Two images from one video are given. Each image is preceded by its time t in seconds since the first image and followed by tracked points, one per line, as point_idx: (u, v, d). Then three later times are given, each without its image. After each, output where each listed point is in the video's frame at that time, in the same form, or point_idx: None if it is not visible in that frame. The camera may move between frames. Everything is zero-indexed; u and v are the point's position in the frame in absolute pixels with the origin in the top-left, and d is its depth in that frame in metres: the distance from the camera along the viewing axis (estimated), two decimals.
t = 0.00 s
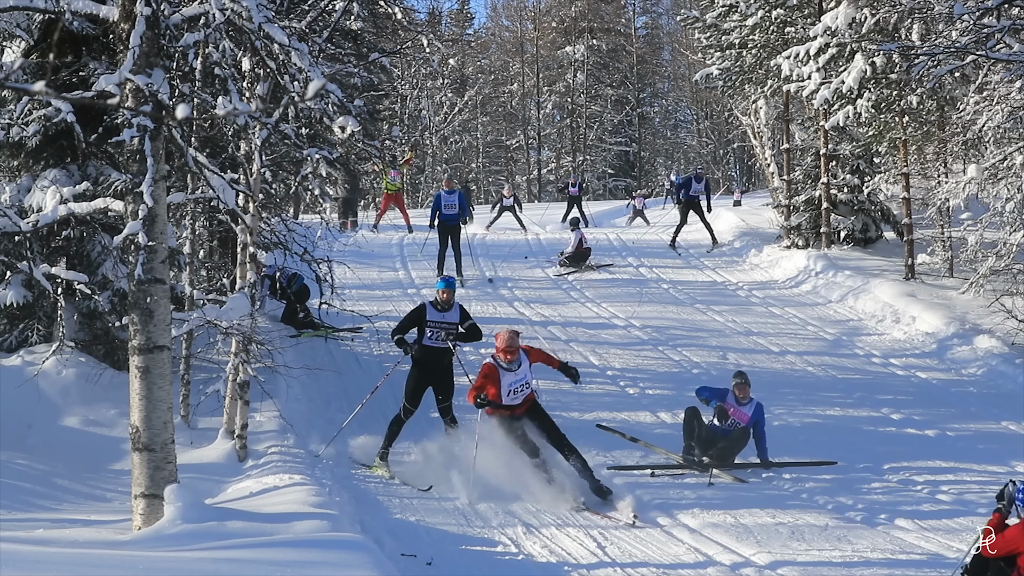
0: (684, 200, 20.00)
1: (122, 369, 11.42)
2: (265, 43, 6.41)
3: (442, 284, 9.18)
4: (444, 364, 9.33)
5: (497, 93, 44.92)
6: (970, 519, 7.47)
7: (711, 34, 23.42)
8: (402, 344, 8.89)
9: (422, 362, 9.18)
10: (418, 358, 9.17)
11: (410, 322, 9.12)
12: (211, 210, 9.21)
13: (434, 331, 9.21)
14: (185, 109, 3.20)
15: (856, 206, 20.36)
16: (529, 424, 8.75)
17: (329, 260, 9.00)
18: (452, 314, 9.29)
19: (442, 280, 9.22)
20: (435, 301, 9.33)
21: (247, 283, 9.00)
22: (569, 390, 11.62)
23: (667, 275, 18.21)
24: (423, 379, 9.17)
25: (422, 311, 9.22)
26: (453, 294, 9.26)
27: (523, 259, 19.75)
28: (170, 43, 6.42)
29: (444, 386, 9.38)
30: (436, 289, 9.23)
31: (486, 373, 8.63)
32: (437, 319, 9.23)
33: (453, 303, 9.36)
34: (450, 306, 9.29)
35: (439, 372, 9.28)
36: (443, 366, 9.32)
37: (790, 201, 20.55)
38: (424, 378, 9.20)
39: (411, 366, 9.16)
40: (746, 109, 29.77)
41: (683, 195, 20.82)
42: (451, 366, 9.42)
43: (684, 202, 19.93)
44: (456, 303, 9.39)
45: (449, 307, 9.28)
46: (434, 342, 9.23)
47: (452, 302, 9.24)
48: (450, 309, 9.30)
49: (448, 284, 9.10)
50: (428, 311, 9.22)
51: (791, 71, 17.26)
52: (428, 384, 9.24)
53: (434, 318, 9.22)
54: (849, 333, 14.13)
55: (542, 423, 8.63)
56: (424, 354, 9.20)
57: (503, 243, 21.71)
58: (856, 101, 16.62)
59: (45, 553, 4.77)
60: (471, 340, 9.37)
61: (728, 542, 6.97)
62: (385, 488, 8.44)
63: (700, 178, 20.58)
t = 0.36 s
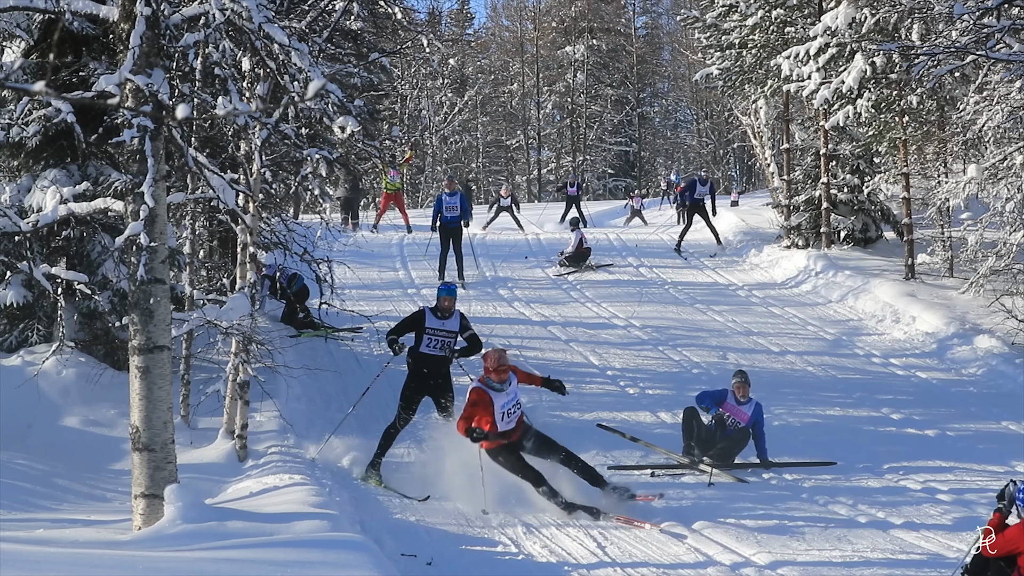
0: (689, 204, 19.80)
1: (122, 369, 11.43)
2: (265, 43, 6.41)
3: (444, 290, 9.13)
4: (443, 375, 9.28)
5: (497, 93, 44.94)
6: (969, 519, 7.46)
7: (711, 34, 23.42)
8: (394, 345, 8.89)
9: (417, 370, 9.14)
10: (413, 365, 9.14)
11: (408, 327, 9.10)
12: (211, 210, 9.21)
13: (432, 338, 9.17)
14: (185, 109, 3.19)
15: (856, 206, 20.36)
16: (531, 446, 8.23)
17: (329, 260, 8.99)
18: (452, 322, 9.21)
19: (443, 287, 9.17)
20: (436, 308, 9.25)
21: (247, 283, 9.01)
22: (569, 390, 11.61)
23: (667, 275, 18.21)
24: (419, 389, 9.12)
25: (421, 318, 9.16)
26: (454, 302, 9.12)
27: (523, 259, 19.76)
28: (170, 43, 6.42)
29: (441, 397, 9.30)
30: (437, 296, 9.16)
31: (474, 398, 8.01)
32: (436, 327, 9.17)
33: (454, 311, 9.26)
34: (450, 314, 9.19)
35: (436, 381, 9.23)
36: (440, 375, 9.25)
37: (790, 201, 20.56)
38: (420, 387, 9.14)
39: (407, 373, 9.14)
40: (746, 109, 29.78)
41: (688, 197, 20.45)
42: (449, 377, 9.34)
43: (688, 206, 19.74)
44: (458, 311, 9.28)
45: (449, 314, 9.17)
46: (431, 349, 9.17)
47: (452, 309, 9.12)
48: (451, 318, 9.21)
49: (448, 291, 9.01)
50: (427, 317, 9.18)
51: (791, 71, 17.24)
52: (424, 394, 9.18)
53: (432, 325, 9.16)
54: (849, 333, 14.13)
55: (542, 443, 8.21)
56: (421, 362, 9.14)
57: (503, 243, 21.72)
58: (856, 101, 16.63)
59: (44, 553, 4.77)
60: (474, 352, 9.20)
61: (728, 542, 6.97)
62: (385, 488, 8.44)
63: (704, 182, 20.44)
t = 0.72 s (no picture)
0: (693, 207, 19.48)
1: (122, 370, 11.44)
2: (265, 44, 6.40)
3: (445, 297, 8.95)
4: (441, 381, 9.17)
5: (497, 93, 44.94)
6: (970, 519, 7.46)
7: (711, 35, 23.42)
8: (388, 347, 8.81)
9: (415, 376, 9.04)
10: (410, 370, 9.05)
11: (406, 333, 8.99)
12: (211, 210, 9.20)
13: (431, 347, 9.03)
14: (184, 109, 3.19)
15: (856, 206, 20.36)
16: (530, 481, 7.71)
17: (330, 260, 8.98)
18: (451, 331, 9.06)
19: (445, 294, 8.97)
20: (436, 315, 9.07)
21: (247, 283, 9.01)
22: (569, 391, 11.60)
23: (667, 276, 18.21)
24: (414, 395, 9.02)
25: (421, 325, 9.01)
26: (455, 310, 8.94)
27: (523, 260, 19.76)
28: (170, 44, 6.42)
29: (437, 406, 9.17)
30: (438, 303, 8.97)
31: (465, 441, 7.43)
32: (435, 336, 9.02)
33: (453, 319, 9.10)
34: (450, 322, 9.03)
35: (434, 389, 9.11)
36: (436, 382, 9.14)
37: (789, 201, 20.56)
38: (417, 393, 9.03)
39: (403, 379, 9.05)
40: (746, 109, 29.77)
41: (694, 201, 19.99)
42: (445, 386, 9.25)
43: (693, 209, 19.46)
44: (457, 320, 9.12)
45: (448, 323, 9.02)
46: (430, 359, 9.04)
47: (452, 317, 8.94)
48: (451, 326, 9.05)
49: (450, 300, 8.83)
50: (426, 325, 9.01)
51: (791, 72, 17.23)
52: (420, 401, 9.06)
53: (432, 333, 9.01)
54: (849, 334, 14.13)
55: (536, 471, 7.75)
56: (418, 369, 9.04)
57: (503, 244, 21.71)
58: (856, 102, 16.63)
59: (44, 553, 4.77)
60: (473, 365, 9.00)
61: (728, 542, 6.97)
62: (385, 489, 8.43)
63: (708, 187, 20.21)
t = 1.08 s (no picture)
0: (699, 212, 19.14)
1: (122, 369, 11.45)
2: (265, 44, 6.41)
3: (447, 303, 8.48)
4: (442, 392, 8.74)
5: (498, 93, 44.97)
6: (970, 520, 7.45)
7: (711, 35, 23.42)
8: (387, 352, 8.43)
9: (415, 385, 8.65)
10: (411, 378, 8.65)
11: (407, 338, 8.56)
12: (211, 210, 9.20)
13: (432, 355, 8.62)
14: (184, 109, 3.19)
15: (856, 207, 20.37)
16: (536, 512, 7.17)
17: (330, 259, 8.95)
18: (454, 338, 8.63)
19: (448, 299, 8.50)
20: (439, 321, 8.64)
21: (247, 283, 9.02)
22: (568, 391, 11.59)
23: (667, 276, 18.21)
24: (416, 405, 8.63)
25: (422, 331, 8.59)
26: (459, 316, 8.48)
27: (522, 260, 19.76)
28: (170, 44, 6.42)
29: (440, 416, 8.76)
30: (440, 309, 8.52)
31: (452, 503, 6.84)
32: (437, 343, 8.60)
33: (456, 326, 8.67)
34: (453, 330, 8.61)
35: (436, 399, 8.71)
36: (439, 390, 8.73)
37: (789, 202, 20.57)
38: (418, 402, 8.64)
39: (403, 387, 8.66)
40: (746, 110, 29.77)
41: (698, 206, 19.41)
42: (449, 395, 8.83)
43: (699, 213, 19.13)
44: (460, 327, 8.69)
45: (451, 330, 8.59)
46: (431, 366, 8.64)
47: (455, 325, 8.50)
48: (454, 333, 8.63)
49: (453, 306, 8.35)
50: (429, 331, 8.59)
51: (791, 72, 17.23)
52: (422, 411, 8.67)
53: (434, 341, 8.59)
54: (849, 334, 14.13)
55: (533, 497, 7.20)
56: (419, 377, 8.64)
57: (503, 244, 21.71)
58: (856, 102, 16.63)
59: (44, 553, 4.77)
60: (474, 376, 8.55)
61: (728, 542, 6.97)
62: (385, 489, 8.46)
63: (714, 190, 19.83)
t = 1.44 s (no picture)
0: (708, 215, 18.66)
1: (122, 368, 11.45)
2: (265, 42, 6.40)
3: (453, 307, 8.28)
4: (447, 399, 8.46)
5: (497, 92, 44.97)
6: (969, 519, 7.46)
7: (711, 33, 23.43)
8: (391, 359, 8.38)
9: (418, 391, 8.32)
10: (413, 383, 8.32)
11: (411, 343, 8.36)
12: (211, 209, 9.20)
13: (437, 360, 8.40)
14: (185, 107, 3.18)
15: (856, 206, 20.37)
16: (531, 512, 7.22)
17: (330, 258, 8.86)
18: (459, 343, 8.44)
19: (453, 303, 8.31)
20: (443, 326, 8.44)
21: (247, 282, 9.03)
22: (568, 390, 11.59)
23: (667, 275, 18.20)
24: (419, 410, 8.27)
25: (427, 336, 8.38)
26: (464, 321, 8.28)
27: (522, 259, 19.74)
28: (170, 42, 6.39)
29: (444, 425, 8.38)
30: (445, 313, 8.31)
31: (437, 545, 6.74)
32: (443, 348, 8.40)
33: (461, 331, 8.48)
34: (458, 334, 8.42)
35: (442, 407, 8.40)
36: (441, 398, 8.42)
37: (789, 201, 20.57)
38: (422, 408, 8.29)
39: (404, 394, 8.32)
40: (746, 108, 29.75)
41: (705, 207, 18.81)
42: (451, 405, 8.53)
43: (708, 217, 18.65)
44: (465, 332, 8.51)
45: (457, 335, 8.42)
46: (435, 372, 8.40)
47: (461, 330, 8.34)
48: (459, 338, 8.44)
49: (459, 311, 8.14)
50: (433, 337, 8.40)
51: (791, 71, 17.23)
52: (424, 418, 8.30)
53: (440, 346, 8.39)
54: (849, 333, 14.12)
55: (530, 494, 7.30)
56: (422, 383, 8.35)
57: (504, 243, 21.70)
58: (856, 101, 16.62)
59: (45, 552, 4.76)
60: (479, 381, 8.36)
61: (727, 541, 6.97)
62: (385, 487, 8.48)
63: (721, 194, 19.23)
